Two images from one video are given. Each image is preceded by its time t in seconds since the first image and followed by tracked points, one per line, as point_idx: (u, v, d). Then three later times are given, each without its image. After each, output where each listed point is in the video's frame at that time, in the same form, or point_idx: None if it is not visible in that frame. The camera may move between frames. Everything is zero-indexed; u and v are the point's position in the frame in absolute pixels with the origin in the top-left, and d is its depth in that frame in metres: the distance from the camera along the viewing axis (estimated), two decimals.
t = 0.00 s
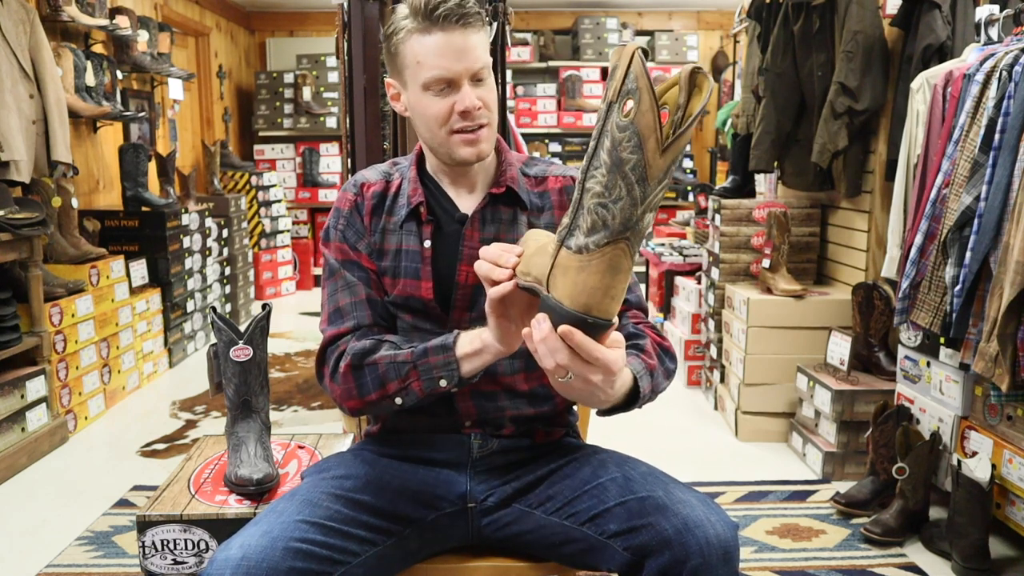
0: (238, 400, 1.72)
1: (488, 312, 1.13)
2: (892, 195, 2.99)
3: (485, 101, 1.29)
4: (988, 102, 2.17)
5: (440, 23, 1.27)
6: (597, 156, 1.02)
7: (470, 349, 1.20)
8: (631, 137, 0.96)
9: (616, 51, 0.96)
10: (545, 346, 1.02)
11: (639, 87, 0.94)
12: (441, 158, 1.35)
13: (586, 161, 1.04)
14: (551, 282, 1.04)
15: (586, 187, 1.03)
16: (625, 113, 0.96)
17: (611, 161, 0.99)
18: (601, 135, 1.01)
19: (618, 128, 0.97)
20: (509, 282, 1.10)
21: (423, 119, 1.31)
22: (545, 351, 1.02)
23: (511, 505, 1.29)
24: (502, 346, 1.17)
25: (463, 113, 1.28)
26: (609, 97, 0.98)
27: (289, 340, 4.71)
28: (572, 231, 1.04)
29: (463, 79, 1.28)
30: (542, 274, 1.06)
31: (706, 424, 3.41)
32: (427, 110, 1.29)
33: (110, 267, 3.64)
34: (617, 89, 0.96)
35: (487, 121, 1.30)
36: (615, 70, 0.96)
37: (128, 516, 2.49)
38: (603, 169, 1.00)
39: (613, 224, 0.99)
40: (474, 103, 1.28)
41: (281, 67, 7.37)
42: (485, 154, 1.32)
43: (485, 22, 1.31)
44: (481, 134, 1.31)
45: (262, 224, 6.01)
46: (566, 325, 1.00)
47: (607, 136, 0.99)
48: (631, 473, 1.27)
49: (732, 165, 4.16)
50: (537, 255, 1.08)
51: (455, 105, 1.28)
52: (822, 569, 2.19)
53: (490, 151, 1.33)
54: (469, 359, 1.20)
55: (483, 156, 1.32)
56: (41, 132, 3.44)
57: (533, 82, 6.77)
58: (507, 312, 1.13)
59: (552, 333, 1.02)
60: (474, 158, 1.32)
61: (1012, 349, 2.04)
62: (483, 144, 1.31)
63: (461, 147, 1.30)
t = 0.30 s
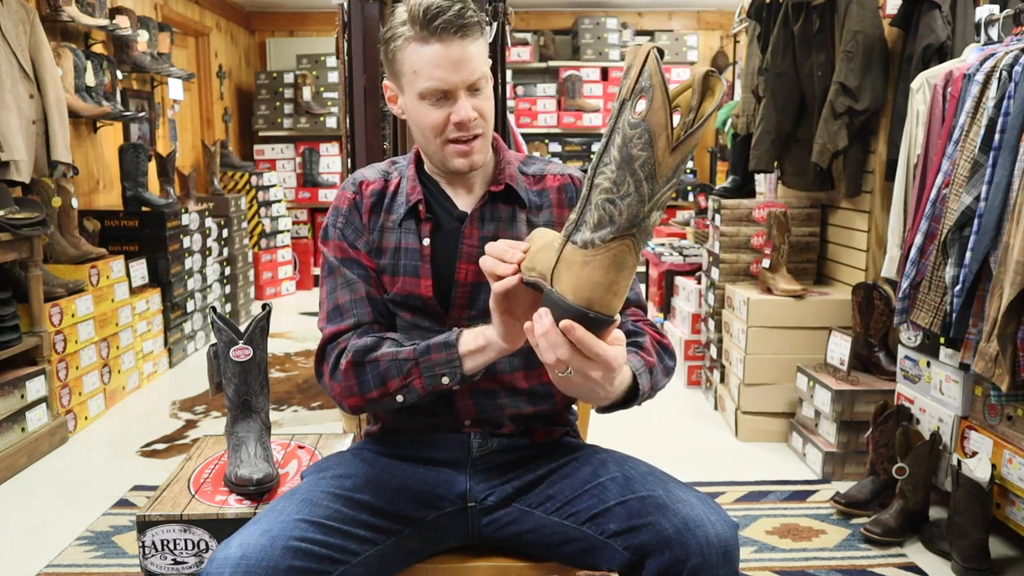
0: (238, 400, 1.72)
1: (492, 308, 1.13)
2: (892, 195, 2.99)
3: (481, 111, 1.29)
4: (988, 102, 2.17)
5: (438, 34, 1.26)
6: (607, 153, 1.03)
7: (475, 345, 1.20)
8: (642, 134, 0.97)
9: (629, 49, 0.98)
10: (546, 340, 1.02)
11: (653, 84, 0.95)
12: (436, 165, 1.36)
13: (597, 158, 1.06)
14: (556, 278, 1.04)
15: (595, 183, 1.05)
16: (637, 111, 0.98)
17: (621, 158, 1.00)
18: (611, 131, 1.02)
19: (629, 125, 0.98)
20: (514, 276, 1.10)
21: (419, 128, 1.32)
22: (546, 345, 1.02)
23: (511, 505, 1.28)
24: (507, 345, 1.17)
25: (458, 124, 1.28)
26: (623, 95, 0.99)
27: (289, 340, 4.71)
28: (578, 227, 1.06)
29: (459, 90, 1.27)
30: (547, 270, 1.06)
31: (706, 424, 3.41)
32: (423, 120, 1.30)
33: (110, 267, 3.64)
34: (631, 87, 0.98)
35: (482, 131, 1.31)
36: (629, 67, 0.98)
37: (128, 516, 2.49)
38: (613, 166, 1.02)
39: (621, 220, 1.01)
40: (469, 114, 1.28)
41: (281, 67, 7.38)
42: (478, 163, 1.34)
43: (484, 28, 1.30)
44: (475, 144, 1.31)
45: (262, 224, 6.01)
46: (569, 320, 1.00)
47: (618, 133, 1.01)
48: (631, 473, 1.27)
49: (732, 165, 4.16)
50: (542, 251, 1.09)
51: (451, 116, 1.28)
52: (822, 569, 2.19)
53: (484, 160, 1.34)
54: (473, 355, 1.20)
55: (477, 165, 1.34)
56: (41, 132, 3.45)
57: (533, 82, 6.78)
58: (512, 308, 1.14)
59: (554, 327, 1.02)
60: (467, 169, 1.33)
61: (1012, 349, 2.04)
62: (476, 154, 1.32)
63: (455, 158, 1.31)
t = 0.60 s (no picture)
0: (238, 400, 1.72)
1: (493, 308, 1.13)
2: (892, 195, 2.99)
3: (482, 108, 1.29)
4: (988, 102, 2.17)
5: (437, 32, 1.25)
6: (608, 151, 1.03)
7: (477, 347, 1.20)
8: (645, 131, 0.97)
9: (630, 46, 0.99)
10: (549, 339, 1.01)
11: (655, 79, 0.96)
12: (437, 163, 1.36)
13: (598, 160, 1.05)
14: (558, 276, 1.04)
15: (595, 181, 1.05)
16: (639, 108, 0.98)
17: (622, 156, 1.00)
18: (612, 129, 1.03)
19: (631, 122, 0.99)
20: (514, 276, 1.10)
21: (420, 126, 1.32)
22: (549, 344, 1.01)
23: (512, 505, 1.28)
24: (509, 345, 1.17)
25: (458, 121, 1.28)
26: (623, 93, 0.99)
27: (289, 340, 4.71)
28: (579, 225, 1.06)
29: (459, 88, 1.27)
30: (548, 269, 1.06)
31: (706, 424, 3.41)
32: (423, 118, 1.30)
33: (110, 267, 3.64)
34: (631, 84, 0.98)
35: (483, 128, 1.30)
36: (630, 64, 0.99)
37: (128, 516, 2.49)
38: (615, 164, 1.02)
39: (623, 217, 1.01)
40: (470, 111, 1.27)
41: (281, 67, 7.38)
42: (481, 161, 1.33)
43: (483, 27, 1.30)
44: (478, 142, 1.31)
45: (262, 224, 6.01)
46: (572, 318, 1.00)
47: (618, 132, 1.01)
48: (631, 473, 1.27)
49: (732, 165, 4.16)
50: (542, 249, 1.09)
51: (452, 114, 1.28)
52: (822, 569, 2.19)
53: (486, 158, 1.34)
54: (475, 356, 1.21)
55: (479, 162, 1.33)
56: (41, 132, 3.44)
57: (533, 82, 6.77)
58: (512, 309, 1.14)
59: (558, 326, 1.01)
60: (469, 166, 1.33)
61: (1012, 349, 2.04)
62: (480, 152, 1.32)
63: (457, 156, 1.31)
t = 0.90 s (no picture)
0: (238, 400, 1.72)
1: (478, 311, 1.10)
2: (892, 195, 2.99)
3: (462, 81, 1.27)
4: (988, 102, 2.17)
5: (430, 6, 1.28)
6: (636, 152, 1.11)
7: (437, 348, 1.19)
8: (683, 131, 1.10)
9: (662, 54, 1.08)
10: (589, 344, 1.04)
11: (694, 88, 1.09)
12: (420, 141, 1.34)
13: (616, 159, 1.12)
14: (583, 275, 1.08)
15: (621, 180, 1.12)
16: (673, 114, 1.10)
17: (656, 154, 1.10)
18: (637, 129, 1.10)
19: (669, 127, 1.10)
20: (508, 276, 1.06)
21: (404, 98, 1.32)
22: (589, 348, 1.04)
23: (512, 506, 1.29)
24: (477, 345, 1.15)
25: (435, 90, 1.27)
26: (651, 96, 1.09)
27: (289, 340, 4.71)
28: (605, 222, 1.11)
29: (440, 58, 1.27)
30: (568, 270, 1.08)
31: (706, 424, 3.41)
32: (405, 88, 1.30)
33: (110, 267, 3.64)
34: (662, 88, 1.09)
35: (461, 102, 1.28)
36: (665, 70, 1.08)
37: (128, 516, 2.49)
38: (646, 162, 1.10)
39: (660, 214, 1.12)
40: (446, 80, 1.26)
41: (281, 67, 7.38)
42: (456, 136, 1.29)
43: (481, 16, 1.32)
44: (454, 114, 1.28)
45: (262, 224, 6.01)
46: (609, 319, 1.04)
47: (648, 131, 1.10)
48: (631, 473, 1.27)
49: (732, 165, 4.16)
50: (550, 249, 1.09)
51: (429, 82, 1.27)
52: (822, 569, 2.19)
53: (463, 135, 1.30)
54: (436, 357, 1.20)
55: (455, 139, 1.30)
56: (41, 132, 3.44)
57: (533, 82, 6.77)
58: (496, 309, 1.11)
59: (596, 330, 1.04)
60: (445, 141, 1.30)
61: (1012, 349, 2.04)
62: (456, 125, 1.29)
63: (432, 125, 1.29)
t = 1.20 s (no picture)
0: (238, 400, 1.72)
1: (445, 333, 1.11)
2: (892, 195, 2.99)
3: (465, 73, 1.27)
4: (988, 102, 2.17)
5: None
6: (627, 167, 1.15)
7: (376, 357, 1.20)
8: (671, 145, 1.16)
9: (646, 69, 1.10)
10: (626, 342, 1.13)
11: (678, 98, 1.13)
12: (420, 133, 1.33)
13: (603, 171, 1.15)
14: (588, 287, 1.16)
15: (614, 194, 1.16)
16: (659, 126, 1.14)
17: (649, 168, 1.15)
18: (625, 143, 1.14)
19: (657, 140, 1.14)
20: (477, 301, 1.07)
21: (407, 91, 1.31)
22: (628, 346, 1.13)
23: (511, 506, 1.28)
24: (416, 359, 1.15)
25: (436, 80, 1.26)
26: (641, 111, 1.12)
27: (289, 340, 4.72)
28: (602, 238, 1.16)
29: (444, 49, 1.27)
30: (569, 285, 1.16)
31: (706, 424, 3.41)
32: (408, 79, 1.29)
33: (110, 267, 3.64)
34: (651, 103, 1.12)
35: (463, 93, 1.27)
36: (650, 84, 1.11)
37: (128, 516, 2.49)
38: (639, 176, 1.16)
39: (653, 222, 1.19)
40: (449, 70, 1.26)
41: (281, 67, 7.38)
42: (455, 126, 1.28)
43: (488, 13, 1.33)
44: (454, 105, 1.27)
45: (262, 224, 6.01)
46: (626, 315, 1.14)
47: (641, 146, 1.14)
48: (629, 474, 1.27)
49: (732, 165, 4.16)
50: (539, 268, 1.15)
51: (431, 72, 1.26)
52: (822, 569, 2.19)
53: (463, 127, 1.29)
54: (377, 367, 1.20)
55: (452, 130, 1.28)
56: (41, 132, 3.44)
57: (533, 82, 6.77)
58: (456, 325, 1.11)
59: (617, 325, 1.13)
60: (443, 130, 1.28)
61: (1012, 349, 2.04)
62: (456, 116, 1.28)
63: (431, 115, 1.28)
